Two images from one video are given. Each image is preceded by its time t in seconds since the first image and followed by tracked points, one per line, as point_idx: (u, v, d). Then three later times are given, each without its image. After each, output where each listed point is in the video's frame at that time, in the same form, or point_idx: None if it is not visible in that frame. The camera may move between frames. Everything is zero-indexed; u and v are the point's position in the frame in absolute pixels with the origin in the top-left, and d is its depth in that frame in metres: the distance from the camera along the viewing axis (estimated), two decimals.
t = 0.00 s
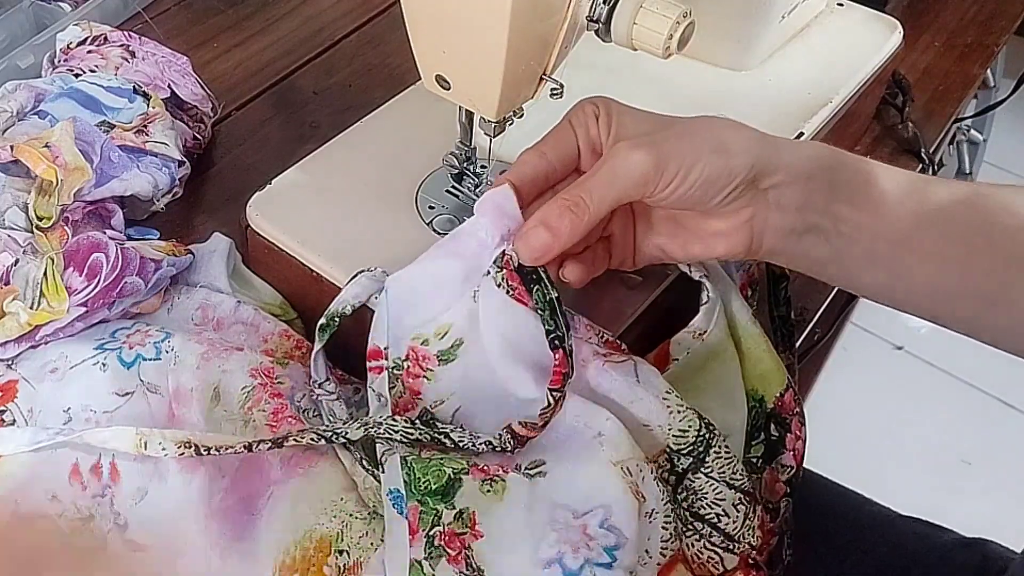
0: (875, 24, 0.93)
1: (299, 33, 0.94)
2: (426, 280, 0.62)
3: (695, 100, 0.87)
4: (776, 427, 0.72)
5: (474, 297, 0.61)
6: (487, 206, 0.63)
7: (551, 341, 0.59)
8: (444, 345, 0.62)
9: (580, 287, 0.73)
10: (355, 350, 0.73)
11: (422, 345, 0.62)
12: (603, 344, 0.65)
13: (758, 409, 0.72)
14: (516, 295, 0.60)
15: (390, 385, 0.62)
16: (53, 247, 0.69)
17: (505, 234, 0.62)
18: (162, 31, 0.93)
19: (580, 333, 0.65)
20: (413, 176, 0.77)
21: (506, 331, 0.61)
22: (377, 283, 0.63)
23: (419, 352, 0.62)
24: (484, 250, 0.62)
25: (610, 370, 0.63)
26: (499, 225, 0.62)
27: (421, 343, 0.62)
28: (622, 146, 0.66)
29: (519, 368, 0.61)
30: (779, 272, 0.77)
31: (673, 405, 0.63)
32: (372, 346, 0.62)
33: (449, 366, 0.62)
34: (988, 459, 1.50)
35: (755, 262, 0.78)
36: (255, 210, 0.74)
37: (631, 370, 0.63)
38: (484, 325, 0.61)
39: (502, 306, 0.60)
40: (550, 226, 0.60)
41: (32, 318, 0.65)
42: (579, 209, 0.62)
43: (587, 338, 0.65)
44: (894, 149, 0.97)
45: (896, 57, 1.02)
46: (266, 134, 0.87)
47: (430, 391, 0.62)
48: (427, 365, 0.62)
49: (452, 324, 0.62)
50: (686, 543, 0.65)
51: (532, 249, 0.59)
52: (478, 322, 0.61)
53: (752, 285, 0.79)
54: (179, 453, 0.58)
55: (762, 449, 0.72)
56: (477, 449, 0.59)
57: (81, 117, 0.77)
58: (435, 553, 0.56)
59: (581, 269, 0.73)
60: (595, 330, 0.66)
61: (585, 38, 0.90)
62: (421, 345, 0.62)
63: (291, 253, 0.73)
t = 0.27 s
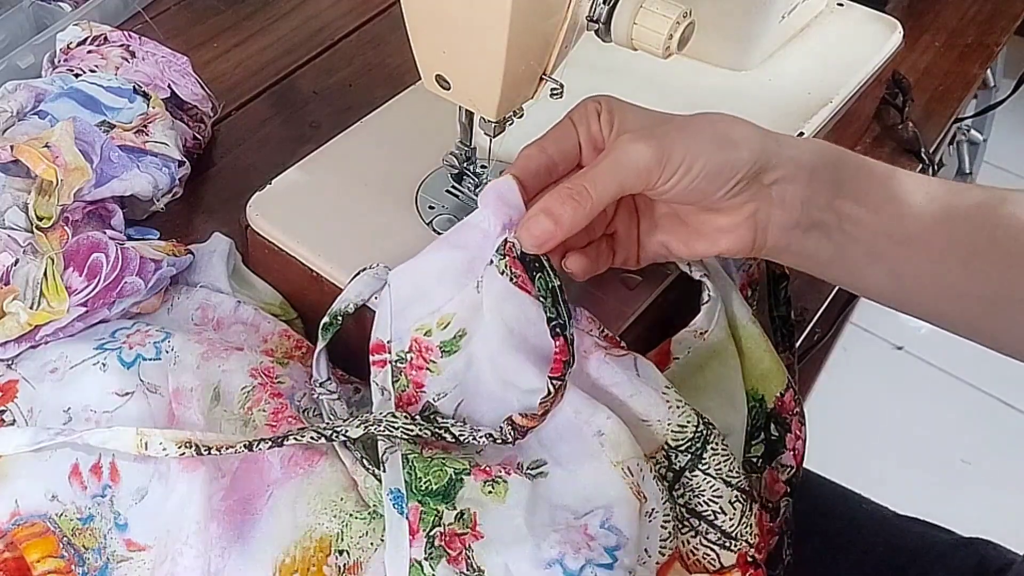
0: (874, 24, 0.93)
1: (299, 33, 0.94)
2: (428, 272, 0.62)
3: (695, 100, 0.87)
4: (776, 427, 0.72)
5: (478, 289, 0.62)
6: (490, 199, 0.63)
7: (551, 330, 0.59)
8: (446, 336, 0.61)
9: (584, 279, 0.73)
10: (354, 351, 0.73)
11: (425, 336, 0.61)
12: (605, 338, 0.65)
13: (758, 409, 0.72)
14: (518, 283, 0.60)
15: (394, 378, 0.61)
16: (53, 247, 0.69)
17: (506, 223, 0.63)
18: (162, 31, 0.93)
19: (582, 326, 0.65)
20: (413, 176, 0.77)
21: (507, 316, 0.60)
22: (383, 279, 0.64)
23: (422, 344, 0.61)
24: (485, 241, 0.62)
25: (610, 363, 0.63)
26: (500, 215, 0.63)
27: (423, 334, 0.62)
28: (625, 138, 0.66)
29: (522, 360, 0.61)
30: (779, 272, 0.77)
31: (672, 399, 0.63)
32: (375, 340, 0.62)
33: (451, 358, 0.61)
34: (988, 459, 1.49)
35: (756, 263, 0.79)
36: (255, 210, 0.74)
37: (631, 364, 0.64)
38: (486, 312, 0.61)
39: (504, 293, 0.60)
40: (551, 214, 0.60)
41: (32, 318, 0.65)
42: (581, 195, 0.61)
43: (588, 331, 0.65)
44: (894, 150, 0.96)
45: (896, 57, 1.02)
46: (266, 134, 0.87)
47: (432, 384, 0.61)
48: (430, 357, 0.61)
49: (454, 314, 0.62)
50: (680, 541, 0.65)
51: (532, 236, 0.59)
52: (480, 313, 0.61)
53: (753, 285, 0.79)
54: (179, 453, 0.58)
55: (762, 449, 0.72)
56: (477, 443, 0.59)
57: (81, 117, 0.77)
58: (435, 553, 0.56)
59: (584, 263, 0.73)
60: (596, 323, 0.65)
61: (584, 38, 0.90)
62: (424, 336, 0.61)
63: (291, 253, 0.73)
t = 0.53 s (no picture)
0: (874, 24, 0.93)
1: (299, 33, 0.94)
2: (426, 272, 0.62)
3: (695, 100, 0.87)
4: (776, 427, 0.72)
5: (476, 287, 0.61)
6: (486, 195, 0.63)
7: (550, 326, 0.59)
8: (445, 335, 0.61)
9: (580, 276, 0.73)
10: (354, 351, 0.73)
11: (423, 336, 0.61)
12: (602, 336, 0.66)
13: (758, 409, 0.72)
14: (516, 280, 0.60)
15: (393, 378, 0.61)
16: (53, 247, 0.69)
17: (503, 222, 0.62)
18: (163, 32, 0.93)
19: (578, 323, 0.65)
20: (412, 175, 0.77)
21: (505, 314, 0.61)
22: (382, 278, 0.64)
23: (421, 343, 0.61)
24: (482, 239, 0.62)
25: (606, 360, 0.63)
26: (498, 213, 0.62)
27: (422, 333, 0.62)
28: (621, 136, 0.66)
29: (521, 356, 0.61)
30: (779, 272, 0.77)
31: (669, 398, 0.63)
32: (374, 340, 0.62)
33: (450, 357, 0.61)
34: (988, 459, 1.49)
35: (756, 263, 0.79)
36: (255, 210, 0.74)
37: (628, 362, 0.64)
38: (485, 311, 0.61)
39: (502, 290, 0.60)
40: (547, 211, 0.60)
41: (32, 318, 0.65)
42: (577, 192, 0.62)
43: (585, 328, 0.65)
44: (894, 149, 0.97)
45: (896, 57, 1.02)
46: (266, 134, 0.87)
47: (431, 383, 0.61)
48: (429, 356, 0.61)
49: (452, 313, 0.62)
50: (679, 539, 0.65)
51: (530, 231, 0.60)
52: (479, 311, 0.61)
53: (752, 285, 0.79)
54: (179, 453, 0.58)
55: (762, 449, 0.72)
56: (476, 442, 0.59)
57: (81, 117, 0.77)
58: (435, 553, 0.56)
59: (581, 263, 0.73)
60: (593, 320, 0.66)
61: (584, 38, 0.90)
62: (422, 335, 0.61)
63: (291, 253, 0.73)
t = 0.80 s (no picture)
0: (874, 25, 0.93)
1: (299, 33, 0.94)
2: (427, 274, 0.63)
3: (695, 101, 0.87)
4: (777, 427, 0.71)
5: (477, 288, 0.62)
6: (488, 195, 0.63)
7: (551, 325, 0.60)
8: (445, 335, 0.62)
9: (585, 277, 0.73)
10: (354, 351, 0.73)
11: (425, 336, 0.62)
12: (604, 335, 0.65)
13: (759, 409, 0.71)
14: (518, 280, 0.60)
15: (395, 378, 0.62)
16: (53, 247, 0.69)
17: (505, 222, 0.62)
18: (163, 32, 0.93)
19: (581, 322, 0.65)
20: (412, 176, 0.77)
21: (507, 315, 0.60)
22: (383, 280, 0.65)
23: (422, 343, 0.62)
24: (485, 240, 0.63)
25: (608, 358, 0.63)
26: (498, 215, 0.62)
27: (424, 333, 0.62)
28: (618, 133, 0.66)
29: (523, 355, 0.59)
30: (779, 272, 0.77)
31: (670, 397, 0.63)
32: (377, 340, 0.63)
33: (451, 357, 0.61)
34: (988, 459, 1.49)
35: (756, 264, 0.79)
36: (255, 209, 0.74)
37: (631, 361, 0.64)
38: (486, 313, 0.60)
39: (506, 289, 0.60)
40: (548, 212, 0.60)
41: (32, 318, 0.65)
42: (579, 191, 0.61)
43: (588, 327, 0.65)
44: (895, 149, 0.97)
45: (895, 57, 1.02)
46: (266, 134, 0.87)
47: (433, 383, 0.61)
48: (430, 356, 0.61)
49: (453, 313, 0.62)
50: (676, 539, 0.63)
51: (531, 234, 0.59)
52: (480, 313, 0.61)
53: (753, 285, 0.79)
54: (179, 453, 0.58)
55: (762, 449, 0.70)
56: (477, 442, 0.60)
57: (81, 117, 0.77)
58: (435, 553, 0.56)
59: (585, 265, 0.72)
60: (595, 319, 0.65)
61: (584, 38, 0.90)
62: (423, 336, 0.62)
63: (291, 253, 0.73)
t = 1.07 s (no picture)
0: (874, 25, 0.93)
1: (299, 33, 0.94)
2: (430, 272, 0.62)
3: (695, 101, 0.87)
4: (777, 427, 0.71)
5: (483, 289, 0.61)
6: (489, 193, 0.63)
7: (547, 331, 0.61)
8: (451, 336, 0.61)
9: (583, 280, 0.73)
10: (355, 351, 0.73)
11: (430, 335, 0.61)
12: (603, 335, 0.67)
13: (758, 409, 0.71)
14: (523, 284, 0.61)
15: (400, 378, 0.61)
16: (53, 247, 0.69)
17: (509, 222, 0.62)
18: (162, 32, 0.93)
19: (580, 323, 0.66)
20: (412, 176, 0.77)
21: (512, 318, 0.60)
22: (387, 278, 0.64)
23: (428, 343, 0.61)
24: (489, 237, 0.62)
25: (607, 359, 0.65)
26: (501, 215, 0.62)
27: (429, 332, 0.61)
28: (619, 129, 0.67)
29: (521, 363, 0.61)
30: (779, 272, 0.77)
31: (669, 399, 0.64)
32: (381, 339, 0.62)
33: (455, 357, 0.61)
34: (988, 459, 1.49)
35: (756, 264, 0.79)
36: (255, 209, 0.74)
37: (631, 361, 0.65)
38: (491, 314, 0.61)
39: (511, 293, 0.60)
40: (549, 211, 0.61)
41: (32, 318, 0.65)
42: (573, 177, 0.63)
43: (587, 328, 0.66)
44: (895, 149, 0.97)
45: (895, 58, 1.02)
46: (266, 134, 0.87)
47: (436, 382, 0.61)
48: (434, 356, 0.61)
49: (459, 313, 0.61)
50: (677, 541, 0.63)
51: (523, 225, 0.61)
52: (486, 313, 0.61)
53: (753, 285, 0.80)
54: (179, 453, 0.58)
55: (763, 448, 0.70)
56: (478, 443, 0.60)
57: (81, 117, 0.77)
58: (436, 554, 0.56)
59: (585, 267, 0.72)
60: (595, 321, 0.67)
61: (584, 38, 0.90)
62: (428, 335, 0.61)
63: (291, 254, 0.73)
